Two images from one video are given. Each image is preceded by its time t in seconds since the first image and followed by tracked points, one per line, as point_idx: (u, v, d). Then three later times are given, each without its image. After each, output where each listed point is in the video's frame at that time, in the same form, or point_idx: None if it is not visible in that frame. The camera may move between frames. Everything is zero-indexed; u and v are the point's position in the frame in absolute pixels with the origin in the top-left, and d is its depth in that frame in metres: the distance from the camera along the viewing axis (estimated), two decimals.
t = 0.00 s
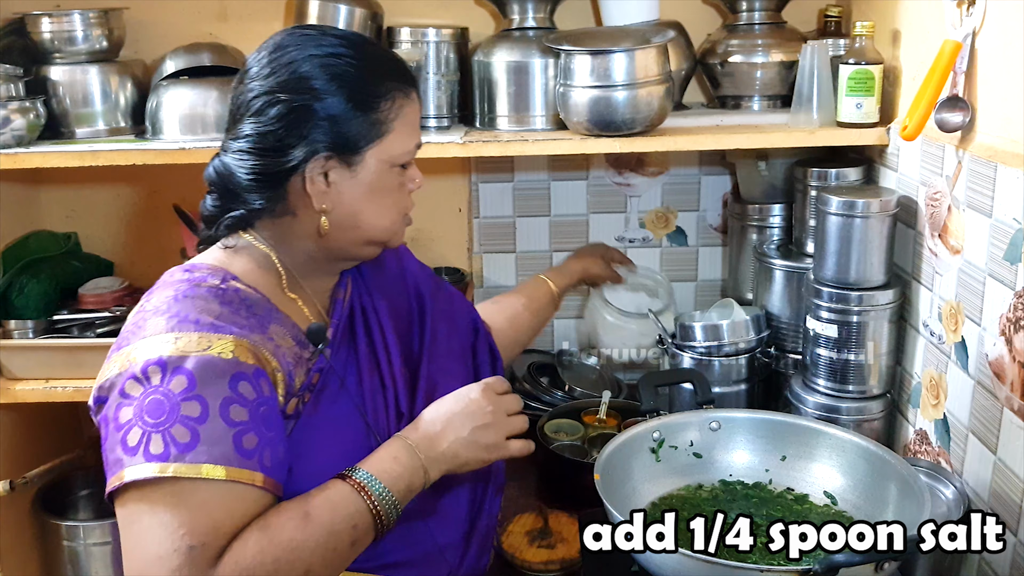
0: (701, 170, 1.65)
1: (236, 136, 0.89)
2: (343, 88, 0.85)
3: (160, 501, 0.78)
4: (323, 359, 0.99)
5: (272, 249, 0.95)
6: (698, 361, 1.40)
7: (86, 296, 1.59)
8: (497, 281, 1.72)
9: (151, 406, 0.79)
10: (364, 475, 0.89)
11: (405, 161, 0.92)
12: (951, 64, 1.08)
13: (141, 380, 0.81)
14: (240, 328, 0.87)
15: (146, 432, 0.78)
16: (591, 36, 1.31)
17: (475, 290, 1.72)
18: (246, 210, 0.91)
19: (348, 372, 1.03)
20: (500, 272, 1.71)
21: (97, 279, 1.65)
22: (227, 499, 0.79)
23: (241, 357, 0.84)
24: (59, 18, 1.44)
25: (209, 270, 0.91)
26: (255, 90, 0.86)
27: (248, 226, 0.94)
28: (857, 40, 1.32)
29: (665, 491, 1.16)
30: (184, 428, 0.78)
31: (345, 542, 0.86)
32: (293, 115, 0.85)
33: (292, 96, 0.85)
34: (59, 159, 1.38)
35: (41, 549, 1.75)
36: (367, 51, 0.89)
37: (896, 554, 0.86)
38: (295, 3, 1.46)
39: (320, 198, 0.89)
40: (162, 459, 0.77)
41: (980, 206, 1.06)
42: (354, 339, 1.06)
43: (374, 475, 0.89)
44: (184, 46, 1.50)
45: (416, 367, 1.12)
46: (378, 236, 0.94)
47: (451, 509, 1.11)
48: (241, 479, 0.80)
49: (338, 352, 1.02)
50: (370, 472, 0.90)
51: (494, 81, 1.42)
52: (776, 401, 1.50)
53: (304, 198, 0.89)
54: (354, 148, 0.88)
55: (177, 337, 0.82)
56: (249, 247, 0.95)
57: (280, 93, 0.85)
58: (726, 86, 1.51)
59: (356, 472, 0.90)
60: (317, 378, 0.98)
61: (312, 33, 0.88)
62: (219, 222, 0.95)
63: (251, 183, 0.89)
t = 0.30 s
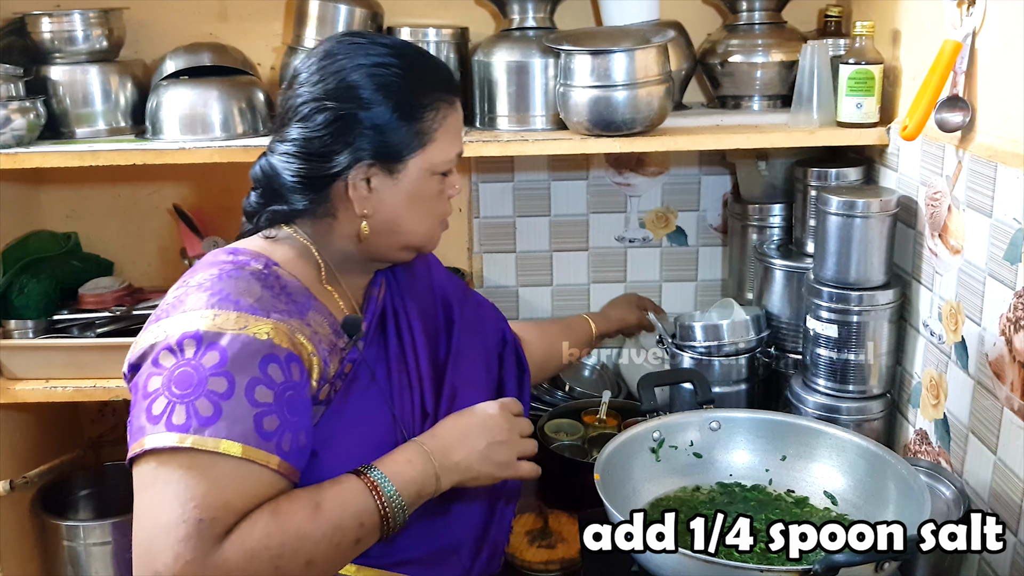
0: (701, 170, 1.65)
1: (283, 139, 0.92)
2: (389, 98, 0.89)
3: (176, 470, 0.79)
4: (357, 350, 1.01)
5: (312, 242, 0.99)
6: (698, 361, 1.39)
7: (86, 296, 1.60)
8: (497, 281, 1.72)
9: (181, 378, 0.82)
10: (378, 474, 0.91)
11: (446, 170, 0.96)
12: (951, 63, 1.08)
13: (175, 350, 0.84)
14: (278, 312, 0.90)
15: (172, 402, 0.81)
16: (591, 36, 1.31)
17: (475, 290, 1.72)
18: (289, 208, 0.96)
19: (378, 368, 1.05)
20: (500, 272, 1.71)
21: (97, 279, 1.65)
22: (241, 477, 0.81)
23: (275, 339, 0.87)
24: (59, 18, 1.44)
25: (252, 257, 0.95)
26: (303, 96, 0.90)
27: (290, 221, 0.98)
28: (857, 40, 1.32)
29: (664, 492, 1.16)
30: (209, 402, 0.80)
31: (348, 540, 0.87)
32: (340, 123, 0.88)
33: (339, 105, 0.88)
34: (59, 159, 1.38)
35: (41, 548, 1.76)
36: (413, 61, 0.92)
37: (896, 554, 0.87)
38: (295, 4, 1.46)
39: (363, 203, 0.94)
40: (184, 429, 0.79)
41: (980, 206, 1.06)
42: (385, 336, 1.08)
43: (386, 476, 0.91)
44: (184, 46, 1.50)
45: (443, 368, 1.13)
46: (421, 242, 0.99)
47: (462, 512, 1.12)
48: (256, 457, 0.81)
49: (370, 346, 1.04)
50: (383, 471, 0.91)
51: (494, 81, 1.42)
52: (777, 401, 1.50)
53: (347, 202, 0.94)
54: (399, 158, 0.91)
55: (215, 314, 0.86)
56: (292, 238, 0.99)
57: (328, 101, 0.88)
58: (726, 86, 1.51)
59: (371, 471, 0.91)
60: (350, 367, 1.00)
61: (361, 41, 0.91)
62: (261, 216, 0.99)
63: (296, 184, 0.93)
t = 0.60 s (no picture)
0: (701, 170, 1.65)
1: (314, 138, 0.93)
2: (424, 109, 0.89)
3: (186, 453, 0.79)
4: (372, 348, 1.02)
5: (334, 240, 1.00)
6: (698, 360, 1.39)
7: (86, 296, 1.60)
8: (497, 281, 1.72)
9: (197, 363, 0.82)
10: (385, 475, 0.90)
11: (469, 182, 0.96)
12: (951, 64, 1.08)
13: (193, 336, 0.84)
14: (298, 305, 0.90)
15: (185, 388, 0.81)
16: (591, 37, 1.31)
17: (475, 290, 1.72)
18: (315, 205, 0.97)
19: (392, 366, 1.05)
20: (501, 272, 1.71)
21: (97, 279, 1.65)
22: (249, 465, 0.81)
23: (293, 332, 0.87)
24: (59, 18, 1.44)
25: (275, 249, 0.95)
26: (338, 99, 0.91)
27: (313, 217, 0.99)
28: (857, 40, 1.32)
29: (662, 491, 1.16)
30: (222, 389, 0.81)
31: (351, 538, 0.86)
32: (373, 129, 0.89)
33: (374, 112, 0.88)
34: (59, 159, 1.38)
35: (41, 548, 1.76)
36: (450, 73, 0.92)
37: (896, 554, 0.86)
38: (295, 4, 1.46)
39: (386, 210, 0.94)
40: (195, 413, 0.80)
41: (980, 206, 1.06)
42: (400, 336, 1.09)
43: (393, 477, 0.90)
44: (184, 46, 1.50)
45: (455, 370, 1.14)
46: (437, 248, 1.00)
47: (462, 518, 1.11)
48: (264, 446, 0.81)
49: (385, 345, 1.05)
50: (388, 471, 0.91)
51: (494, 81, 1.42)
52: (777, 401, 1.50)
53: (372, 205, 0.94)
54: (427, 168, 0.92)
55: (235, 303, 0.86)
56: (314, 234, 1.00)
57: (363, 107, 0.89)
58: (726, 86, 1.51)
59: (378, 471, 0.91)
60: (365, 364, 1.01)
61: (402, 48, 0.91)
62: (289, 209, 1.00)
63: (323, 184, 0.94)
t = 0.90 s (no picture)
0: (701, 170, 1.65)
1: (309, 133, 0.93)
2: (419, 111, 0.89)
3: (180, 459, 0.80)
4: (365, 348, 1.02)
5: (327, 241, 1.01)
6: (698, 360, 1.39)
7: (86, 296, 1.60)
8: (497, 281, 1.72)
9: (189, 369, 0.82)
10: (380, 479, 0.90)
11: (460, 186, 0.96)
12: (951, 64, 1.08)
13: (186, 342, 0.85)
14: (291, 308, 0.91)
15: (177, 394, 0.81)
16: (591, 36, 1.31)
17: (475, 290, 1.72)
18: (308, 202, 0.97)
19: (387, 365, 1.05)
20: (501, 272, 1.71)
21: (97, 279, 1.65)
22: (243, 470, 0.81)
23: (286, 334, 0.87)
24: (59, 18, 1.44)
25: (266, 253, 0.95)
26: (334, 96, 0.91)
27: (304, 216, 1.00)
28: (857, 40, 1.32)
29: (664, 491, 1.16)
30: (213, 394, 0.81)
31: (346, 541, 0.87)
32: (367, 128, 0.89)
33: (369, 111, 0.89)
34: (60, 159, 1.38)
35: (41, 547, 1.76)
36: (448, 75, 0.92)
37: (896, 554, 0.86)
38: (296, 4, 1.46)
39: (376, 208, 0.94)
40: (188, 419, 0.80)
41: (980, 206, 1.06)
42: (393, 335, 1.08)
43: (388, 480, 0.91)
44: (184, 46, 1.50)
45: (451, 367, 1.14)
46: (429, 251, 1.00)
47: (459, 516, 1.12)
48: (258, 450, 0.81)
49: (378, 344, 1.04)
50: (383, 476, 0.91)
51: (494, 81, 1.42)
52: (777, 400, 1.50)
53: (363, 203, 0.94)
54: (419, 169, 0.91)
55: (227, 308, 0.86)
56: (308, 235, 1.00)
57: (359, 105, 0.89)
58: (726, 86, 1.51)
59: (372, 475, 0.91)
60: (359, 364, 1.01)
61: (401, 48, 0.91)
62: (282, 206, 1.00)
63: (315, 179, 0.94)
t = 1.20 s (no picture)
0: (701, 170, 1.65)
1: (266, 126, 0.91)
2: (375, 104, 0.87)
3: (130, 487, 0.78)
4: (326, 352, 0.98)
5: (285, 245, 0.97)
6: (698, 360, 1.40)
7: (86, 296, 1.59)
8: (497, 281, 1.72)
9: (133, 395, 0.80)
10: (338, 492, 0.88)
11: (420, 185, 0.93)
12: (951, 64, 1.08)
13: (131, 367, 0.82)
14: (240, 324, 0.87)
15: (123, 422, 0.79)
16: (591, 36, 1.31)
17: (475, 290, 1.72)
18: (260, 197, 0.94)
19: (354, 367, 1.02)
20: (500, 272, 1.71)
21: (97, 279, 1.65)
22: (194, 494, 0.79)
23: (231, 352, 0.84)
24: (59, 18, 1.44)
25: (215, 265, 0.92)
26: (292, 87, 0.89)
27: (258, 217, 0.96)
28: (857, 40, 1.32)
29: (665, 492, 1.16)
30: (158, 420, 0.78)
31: (307, 555, 0.85)
32: (320, 117, 0.86)
33: (323, 100, 0.86)
34: (59, 159, 1.38)
35: (43, 548, 1.76)
36: (411, 74, 0.90)
37: (896, 554, 0.86)
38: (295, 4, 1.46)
39: (329, 203, 0.90)
40: (134, 448, 0.78)
41: (980, 206, 1.06)
42: (360, 336, 1.06)
43: (347, 493, 0.88)
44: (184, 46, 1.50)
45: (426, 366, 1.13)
46: (381, 251, 0.95)
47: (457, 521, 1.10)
48: (206, 475, 0.79)
49: (341, 346, 1.00)
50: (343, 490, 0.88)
51: (494, 81, 1.42)
52: (777, 400, 1.50)
53: (315, 195, 0.90)
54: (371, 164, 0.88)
55: (171, 328, 0.83)
56: (264, 238, 0.97)
57: (313, 94, 0.87)
58: (726, 86, 1.51)
59: (331, 487, 0.88)
60: (320, 369, 0.96)
61: (368, 45, 0.90)
62: (240, 206, 0.98)
63: (269, 172, 0.91)
